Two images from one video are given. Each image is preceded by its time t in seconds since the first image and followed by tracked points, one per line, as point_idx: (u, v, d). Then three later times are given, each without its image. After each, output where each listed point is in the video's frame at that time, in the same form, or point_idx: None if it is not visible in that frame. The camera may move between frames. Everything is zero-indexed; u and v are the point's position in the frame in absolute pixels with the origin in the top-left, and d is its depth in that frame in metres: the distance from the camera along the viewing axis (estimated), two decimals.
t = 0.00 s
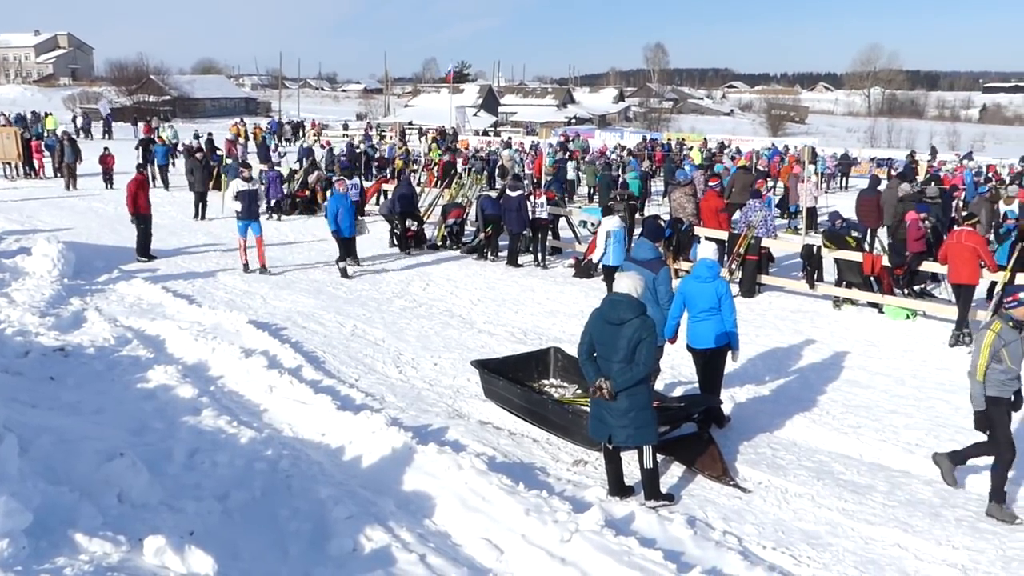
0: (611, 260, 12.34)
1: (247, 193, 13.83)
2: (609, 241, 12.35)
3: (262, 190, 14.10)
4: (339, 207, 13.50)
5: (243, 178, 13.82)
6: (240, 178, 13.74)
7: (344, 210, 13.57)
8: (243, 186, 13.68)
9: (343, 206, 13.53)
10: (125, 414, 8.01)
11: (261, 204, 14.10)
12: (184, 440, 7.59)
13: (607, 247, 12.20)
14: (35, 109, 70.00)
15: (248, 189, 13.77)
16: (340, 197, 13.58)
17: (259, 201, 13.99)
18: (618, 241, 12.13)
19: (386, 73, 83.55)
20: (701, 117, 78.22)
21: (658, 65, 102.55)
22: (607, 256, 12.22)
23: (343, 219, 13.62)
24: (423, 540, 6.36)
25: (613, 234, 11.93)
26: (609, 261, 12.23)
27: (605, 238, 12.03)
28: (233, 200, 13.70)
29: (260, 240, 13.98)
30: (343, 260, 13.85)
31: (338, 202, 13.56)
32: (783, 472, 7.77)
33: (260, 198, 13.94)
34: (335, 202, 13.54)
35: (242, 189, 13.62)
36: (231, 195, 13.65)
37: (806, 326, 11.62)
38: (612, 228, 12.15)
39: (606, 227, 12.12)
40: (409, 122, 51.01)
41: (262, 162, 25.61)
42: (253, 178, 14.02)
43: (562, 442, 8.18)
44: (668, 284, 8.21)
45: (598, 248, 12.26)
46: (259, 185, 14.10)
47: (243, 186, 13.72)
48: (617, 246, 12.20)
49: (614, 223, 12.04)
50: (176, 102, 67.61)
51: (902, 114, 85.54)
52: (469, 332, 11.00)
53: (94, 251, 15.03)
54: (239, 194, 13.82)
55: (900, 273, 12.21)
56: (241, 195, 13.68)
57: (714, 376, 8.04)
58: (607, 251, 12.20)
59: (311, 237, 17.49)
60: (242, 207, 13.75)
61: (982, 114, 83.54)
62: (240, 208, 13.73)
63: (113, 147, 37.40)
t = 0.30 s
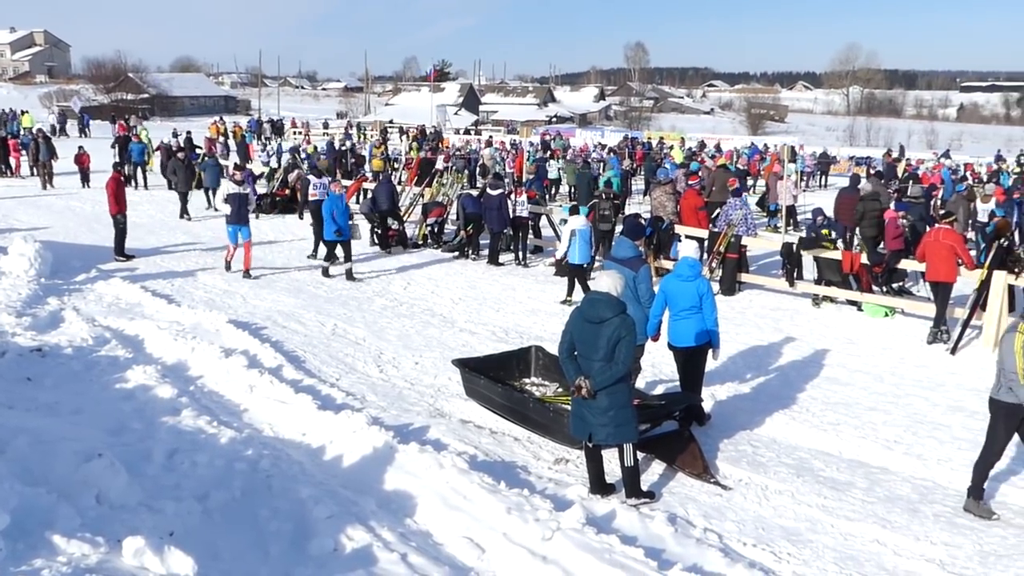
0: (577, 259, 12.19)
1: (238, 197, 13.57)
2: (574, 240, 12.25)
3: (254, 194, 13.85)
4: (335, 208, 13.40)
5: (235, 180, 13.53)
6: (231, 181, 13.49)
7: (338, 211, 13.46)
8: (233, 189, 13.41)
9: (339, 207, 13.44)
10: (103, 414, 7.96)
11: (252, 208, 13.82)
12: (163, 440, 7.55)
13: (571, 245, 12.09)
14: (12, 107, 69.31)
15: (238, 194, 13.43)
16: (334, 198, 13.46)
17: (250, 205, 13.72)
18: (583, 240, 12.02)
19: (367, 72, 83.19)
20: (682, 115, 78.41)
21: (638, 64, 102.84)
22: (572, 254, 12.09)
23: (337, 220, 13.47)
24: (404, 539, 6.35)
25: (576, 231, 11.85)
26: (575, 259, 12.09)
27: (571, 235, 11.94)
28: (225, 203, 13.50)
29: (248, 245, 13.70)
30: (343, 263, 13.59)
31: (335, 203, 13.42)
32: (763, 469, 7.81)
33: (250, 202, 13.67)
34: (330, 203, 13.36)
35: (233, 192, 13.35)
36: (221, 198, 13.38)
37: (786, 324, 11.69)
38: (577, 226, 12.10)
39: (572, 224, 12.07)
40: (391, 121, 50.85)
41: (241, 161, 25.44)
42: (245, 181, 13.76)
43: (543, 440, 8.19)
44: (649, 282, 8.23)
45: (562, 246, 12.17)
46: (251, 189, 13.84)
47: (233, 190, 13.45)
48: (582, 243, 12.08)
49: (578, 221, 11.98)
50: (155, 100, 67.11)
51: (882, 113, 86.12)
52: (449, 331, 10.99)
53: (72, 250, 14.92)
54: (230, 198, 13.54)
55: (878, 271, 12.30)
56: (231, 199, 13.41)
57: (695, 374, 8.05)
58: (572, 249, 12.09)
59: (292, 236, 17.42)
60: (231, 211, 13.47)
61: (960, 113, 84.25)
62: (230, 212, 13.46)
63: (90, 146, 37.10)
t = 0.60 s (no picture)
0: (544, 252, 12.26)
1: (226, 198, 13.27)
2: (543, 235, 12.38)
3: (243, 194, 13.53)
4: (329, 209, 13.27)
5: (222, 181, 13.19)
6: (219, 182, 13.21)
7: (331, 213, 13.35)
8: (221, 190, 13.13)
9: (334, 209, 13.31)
10: (81, 416, 7.90)
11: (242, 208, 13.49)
12: (142, 441, 7.50)
13: (540, 238, 12.23)
14: None
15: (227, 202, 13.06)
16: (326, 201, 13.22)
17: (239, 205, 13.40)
18: (552, 232, 12.21)
19: (347, 71, 82.84)
20: (662, 114, 78.65)
21: (619, 64, 103.14)
22: (539, 247, 12.22)
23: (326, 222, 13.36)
24: (385, 539, 6.34)
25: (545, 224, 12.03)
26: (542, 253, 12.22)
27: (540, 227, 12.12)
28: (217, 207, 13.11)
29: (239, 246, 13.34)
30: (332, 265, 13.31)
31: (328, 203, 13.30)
32: (743, 468, 7.85)
33: (239, 202, 13.37)
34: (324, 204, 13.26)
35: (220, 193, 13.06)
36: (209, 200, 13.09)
37: (766, 322, 11.76)
38: (547, 219, 12.25)
39: (541, 218, 12.24)
40: (372, 120, 50.71)
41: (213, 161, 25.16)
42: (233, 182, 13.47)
43: (524, 440, 8.20)
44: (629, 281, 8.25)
45: (530, 239, 12.28)
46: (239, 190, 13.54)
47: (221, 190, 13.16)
48: (550, 237, 12.25)
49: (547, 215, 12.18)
50: (133, 99, 66.74)
51: (860, 113, 86.76)
52: (430, 330, 10.97)
53: (49, 251, 14.79)
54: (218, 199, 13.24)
55: (856, 270, 12.39)
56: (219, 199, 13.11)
57: (675, 373, 8.08)
58: (540, 242, 12.21)
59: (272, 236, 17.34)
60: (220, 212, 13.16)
61: (937, 112, 85.04)
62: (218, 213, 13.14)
63: (66, 145, 36.80)
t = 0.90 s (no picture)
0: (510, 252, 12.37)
1: (214, 202, 12.95)
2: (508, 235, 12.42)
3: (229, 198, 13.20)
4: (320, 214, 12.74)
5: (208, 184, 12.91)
6: (205, 186, 12.90)
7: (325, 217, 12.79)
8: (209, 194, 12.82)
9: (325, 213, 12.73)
10: (57, 418, 7.83)
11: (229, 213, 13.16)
12: (119, 444, 7.44)
13: (505, 239, 12.26)
14: None
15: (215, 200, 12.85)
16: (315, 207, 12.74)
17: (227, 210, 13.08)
18: (517, 233, 12.26)
19: (325, 71, 82.48)
20: (642, 115, 78.87)
21: (597, 64, 103.44)
22: (504, 249, 12.26)
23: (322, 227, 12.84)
24: (365, 540, 6.32)
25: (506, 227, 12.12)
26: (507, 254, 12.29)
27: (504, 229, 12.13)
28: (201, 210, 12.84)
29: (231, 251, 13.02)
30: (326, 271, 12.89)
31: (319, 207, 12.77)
32: (722, 465, 7.88)
33: (227, 205, 13.05)
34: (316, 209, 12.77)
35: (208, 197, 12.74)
36: (196, 205, 12.75)
37: (745, 321, 11.81)
38: (511, 220, 12.25)
39: (505, 219, 12.26)
40: (350, 120, 50.57)
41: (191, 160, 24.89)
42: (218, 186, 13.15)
43: (504, 439, 8.20)
44: (608, 280, 8.26)
45: (496, 241, 12.35)
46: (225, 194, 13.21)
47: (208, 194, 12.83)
48: (515, 238, 12.25)
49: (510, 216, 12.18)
50: (109, 99, 66.28)
51: (838, 113, 87.43)
52: (410, 331, 10.96)
53: (25, 253, 14.67)
54: (204, 205, 12.90)
55: (834, 268, 12.49)
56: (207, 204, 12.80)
57: (654, 372, 8.10)
58: (506, 243, 12.26)
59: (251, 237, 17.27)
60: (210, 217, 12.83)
61: (913, 112, 85.86)
62: (208, 218, 12.80)
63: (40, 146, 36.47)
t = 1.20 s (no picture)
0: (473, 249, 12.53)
1: (200, 204, 12.96)
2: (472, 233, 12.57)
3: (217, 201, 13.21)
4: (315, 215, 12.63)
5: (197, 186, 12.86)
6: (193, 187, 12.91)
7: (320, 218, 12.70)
8: (195, 195, 12.83)
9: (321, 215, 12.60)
10: (32, 423, 7.76)
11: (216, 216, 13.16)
12: (96, 447, 7.38)
13: (468, 236, 12.43)
14: None
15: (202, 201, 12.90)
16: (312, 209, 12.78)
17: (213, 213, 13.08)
18: (480, 229, 12.43)
19: (303, 70, 82.15)
20: (620, 114, 79.14)
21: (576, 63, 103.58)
22: (467, 245, 12.44)
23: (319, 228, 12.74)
24: (345, 541, 6.30)
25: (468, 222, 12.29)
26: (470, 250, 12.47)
27: (467, 226, 12.31)
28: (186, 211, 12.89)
29: (213, 254, 12.97)
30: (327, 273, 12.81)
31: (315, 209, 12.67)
32: (702, 463, 7.91)
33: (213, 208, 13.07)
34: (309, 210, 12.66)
35: (194, 197, 12.75)
36: (182, 204, 12.75)
37: (723, 319, 11.86)
38: (473, 217, 12.43)
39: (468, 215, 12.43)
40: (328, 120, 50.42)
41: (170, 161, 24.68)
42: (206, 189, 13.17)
43: (484, 439, 8.20)
44: (587, 280, 8.27)
45: (460, 238, 12.50)
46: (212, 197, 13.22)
47: (195, 195, 12.85)
48: (477, 235, 12.40)
49: (471, 213, 12.37)
50: (83, 99, 65.75)
51: (814, 111, 88.02)
52: (389, 331, 10.93)
53: None
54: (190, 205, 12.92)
55: (812, 266, 12.55)
56: (193, 203, 12.81)
57: (633, 371, 8.11)
58: (468, 240, 12.43)
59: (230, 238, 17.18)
60: (194, 218, 12.82)
61: (889, 111, 86.63)
62: (192, 218, 12.80)
63: (12, 147, 36.08)
